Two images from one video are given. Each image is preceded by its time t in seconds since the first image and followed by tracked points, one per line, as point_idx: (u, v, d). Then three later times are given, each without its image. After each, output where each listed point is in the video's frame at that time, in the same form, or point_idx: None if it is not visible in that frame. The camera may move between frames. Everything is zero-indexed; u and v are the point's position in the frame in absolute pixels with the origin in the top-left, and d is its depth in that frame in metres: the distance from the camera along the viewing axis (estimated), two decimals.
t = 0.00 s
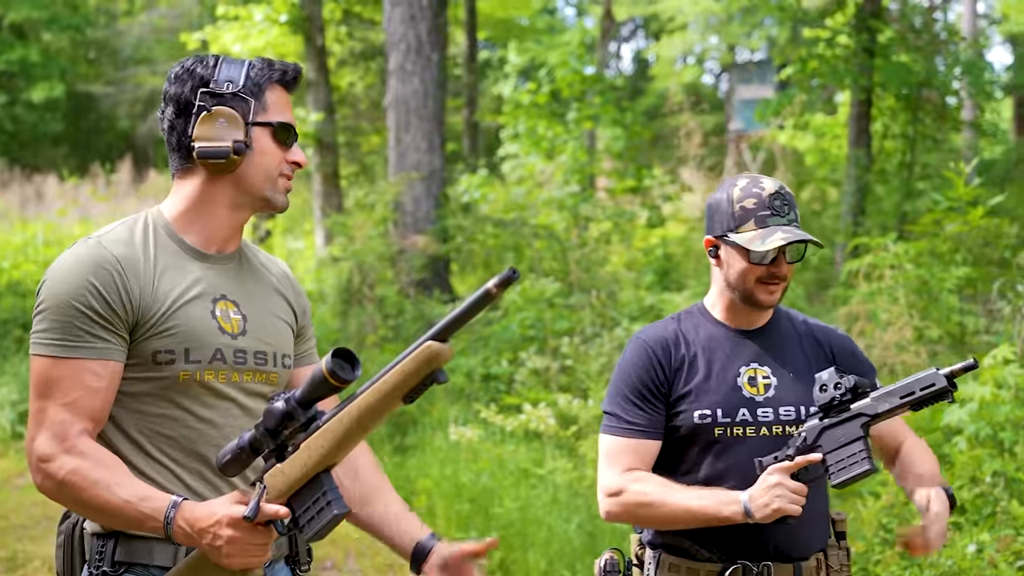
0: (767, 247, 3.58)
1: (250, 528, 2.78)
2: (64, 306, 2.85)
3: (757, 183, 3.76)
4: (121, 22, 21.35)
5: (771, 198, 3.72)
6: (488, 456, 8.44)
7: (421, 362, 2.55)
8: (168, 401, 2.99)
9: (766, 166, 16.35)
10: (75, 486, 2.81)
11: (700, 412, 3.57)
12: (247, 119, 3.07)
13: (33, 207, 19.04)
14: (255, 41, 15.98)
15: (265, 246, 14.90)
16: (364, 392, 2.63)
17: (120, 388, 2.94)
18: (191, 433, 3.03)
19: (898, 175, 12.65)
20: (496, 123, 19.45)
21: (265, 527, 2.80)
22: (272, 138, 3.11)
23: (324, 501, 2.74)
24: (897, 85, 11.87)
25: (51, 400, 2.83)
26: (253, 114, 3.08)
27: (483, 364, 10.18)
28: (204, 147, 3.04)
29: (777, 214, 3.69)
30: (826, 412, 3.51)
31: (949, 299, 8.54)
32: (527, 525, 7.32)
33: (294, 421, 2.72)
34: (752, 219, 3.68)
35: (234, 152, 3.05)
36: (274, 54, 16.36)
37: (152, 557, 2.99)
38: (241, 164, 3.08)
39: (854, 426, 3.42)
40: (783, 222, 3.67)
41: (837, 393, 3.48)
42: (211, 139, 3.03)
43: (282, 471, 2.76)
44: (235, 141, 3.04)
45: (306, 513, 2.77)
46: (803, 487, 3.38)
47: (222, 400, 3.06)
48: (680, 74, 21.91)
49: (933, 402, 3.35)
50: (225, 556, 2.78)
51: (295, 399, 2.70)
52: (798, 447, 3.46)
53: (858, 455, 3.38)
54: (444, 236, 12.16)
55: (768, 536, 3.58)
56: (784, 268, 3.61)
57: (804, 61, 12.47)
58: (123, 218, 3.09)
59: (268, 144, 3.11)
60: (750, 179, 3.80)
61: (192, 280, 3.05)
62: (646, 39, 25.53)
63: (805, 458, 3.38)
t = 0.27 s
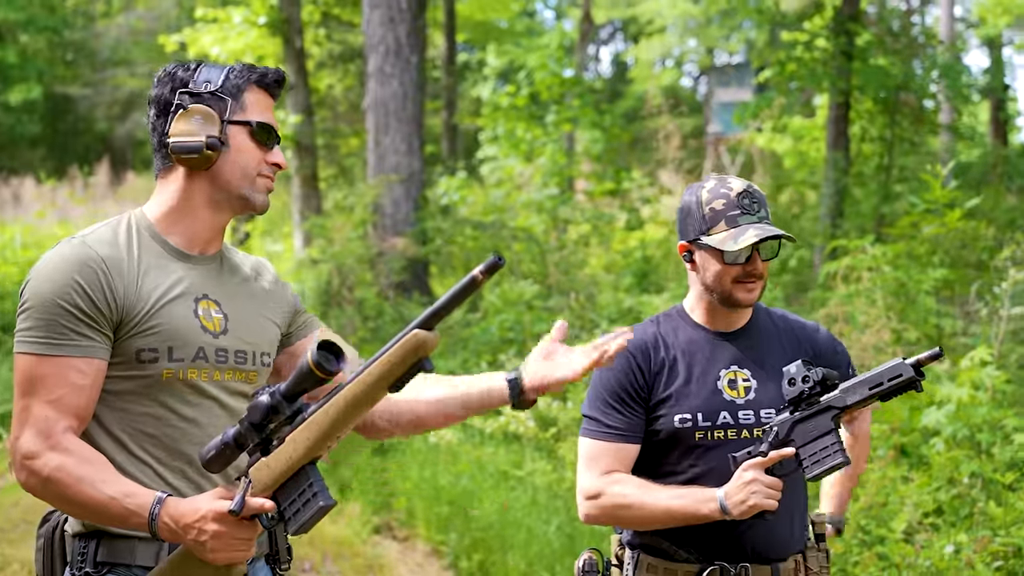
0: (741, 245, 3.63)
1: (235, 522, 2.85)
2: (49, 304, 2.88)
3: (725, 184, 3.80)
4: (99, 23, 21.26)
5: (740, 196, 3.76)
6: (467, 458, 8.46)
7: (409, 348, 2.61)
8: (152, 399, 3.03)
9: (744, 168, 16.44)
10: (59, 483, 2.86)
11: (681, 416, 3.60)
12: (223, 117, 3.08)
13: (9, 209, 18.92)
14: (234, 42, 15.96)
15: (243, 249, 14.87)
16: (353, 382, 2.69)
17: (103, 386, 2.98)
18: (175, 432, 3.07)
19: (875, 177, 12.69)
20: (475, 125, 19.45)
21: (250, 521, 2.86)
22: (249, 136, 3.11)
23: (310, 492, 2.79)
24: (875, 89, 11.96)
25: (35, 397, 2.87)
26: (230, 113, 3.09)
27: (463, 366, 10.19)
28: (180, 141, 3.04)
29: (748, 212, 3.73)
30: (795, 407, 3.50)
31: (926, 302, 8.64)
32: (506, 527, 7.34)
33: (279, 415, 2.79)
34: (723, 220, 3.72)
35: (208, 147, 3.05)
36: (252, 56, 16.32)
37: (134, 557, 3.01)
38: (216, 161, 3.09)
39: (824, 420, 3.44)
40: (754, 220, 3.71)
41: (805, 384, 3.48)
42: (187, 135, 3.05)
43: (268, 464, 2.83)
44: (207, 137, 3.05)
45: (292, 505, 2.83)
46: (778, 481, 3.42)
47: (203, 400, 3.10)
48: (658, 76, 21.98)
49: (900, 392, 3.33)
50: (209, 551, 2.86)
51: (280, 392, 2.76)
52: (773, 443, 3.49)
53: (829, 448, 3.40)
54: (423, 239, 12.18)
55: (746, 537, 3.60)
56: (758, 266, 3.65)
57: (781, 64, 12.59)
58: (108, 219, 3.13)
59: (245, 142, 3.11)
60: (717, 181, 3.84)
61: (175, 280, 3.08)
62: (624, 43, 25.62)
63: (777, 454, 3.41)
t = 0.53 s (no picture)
0: (743, 239, 3.68)
1: (232, 524, 2.85)
2: (51, 310, 2.95)
3: (721, 183, 3.86)
4: (86, 26, 21.23)
5: (738, 194, 3.83)
6: (457, 460, 8.48)
7: (396, 352, 2.63)
8: (152, 404, 3.10)
9: (731, 172, 16.49)
10: (59, 486, 2.89)
11: (685, 420, 3.61)
12: (223, 128, 3.20)
13: None
14: (222, 44, 15.97)
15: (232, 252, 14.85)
16: (344, 384, 2.73)
17: (104, 390, 3.05)
18: (174, 436, 3.14)
19: (863, 180, 12.68)
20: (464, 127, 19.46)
21: (247, 523, 2.88)
22: (248, 147, 3.25)
23: (306, 494, 2.82)
24: (863, 92, 12.02)
25: (36, 402, 2.92)
26: (229, 124, 3.22)
27: (453, 369, 10.21)
28: (181, 154, 3.16)
29: (746, 210, 3.79)
30: (801, 414, 3.52)
31: (916, 305, 8.68)
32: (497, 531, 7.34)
33: (276, 416, 2.84)
34: (722, 217, 3.77)
35: (209, 160, 3.17)
36: (241, 59, 16.31)
37: (137, 561, 3.09)
38: (217, 172, 3.21)
39: (828, 428, 3.51)
40: (752, 217, 3.77)
41: (813, 392, 3.49)
42: (188, 148, 3.16)
43: (264, 467, 2.85)
44: (210, 149, 3.17)
45: (289, 507, 2.86)
46: (781, 486, 3.44)
47: (203, 404, 3.18)
48: (646, 79, 22.03)
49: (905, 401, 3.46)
50: (208, 554, 2.86)
51: (276, 394, 2.82)
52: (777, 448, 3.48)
53: (834, 455, 3.48)
54: (412, 242, 12.19)
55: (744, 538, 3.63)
56: (758, 262, 3.70)
57: (770, 66, 12.62)
58: (108, 228, 3.22)
59: (244, 152, 3.24)
60: (713, 182, 3.90)
61: (174, 287, 3.17)
62: (611, 46, 25.68)
63: (781, 458, 3.43)
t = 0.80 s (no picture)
0: (744, 237, 3.69)
1: (238, 520, 2.89)
2: (64, 304, 2.97)
3: (722, 181, 3.87)
4: (80, 26, 21.23)
5: (738, 193, 3.83)
6: (454, 460, 8.50)
7: (401, 345, 2.64)
8: (163, 400, 3.13)
9: (726, 172, 16.54)
10: (68, 478, 2.91)
11: (694, 418, 3.64)
12: (234, 127, 3.22)
13: None
14: (217, 45, 16.00)
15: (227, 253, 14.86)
16: (346, 380, 2.74)
17: (115, 385, 3.07)
18: (184, 433, 3.16)
19: (858, 181, 12.73)
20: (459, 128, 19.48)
21: (253, 519, 2.91)
22: (259, 147, 3.26)
23: (309, 489, 2.85)
24: (858, 93, 12.08)
25: (48, 394, 2.94)
26: (240, 123, 3.24)
27: (450, 368, 10.24)
28: (191, 151, 3.18)
29: (746, 208, 3.80)
30: (811, 415, 3.52)
31: (912, 305, 8.73)
32: (494, 531, 7.36)
33: (280, 412, 2.86)
34: (723, 215, 3.77)
35: (218, 157, 3.19)
36: (236, 59, 16.31)
37: (146, 556, 3.11)
38: (226, 170, 3.23)
39: (841, 429, 3.52)
40: (752, 215, 3.78)
41: (824, 394, 3.50)
42: (197, 145, 3.18)
43: (269, 462, 2.89)
44: (219, 147, 3.19)
45: (293, 503, 2.88)
46: (790, 487, 3.47)
47: (213, 402, 3.21)
48: (640, 79, 22.08)
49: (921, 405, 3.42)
50: (213, 548, 2.89)
51: (280, 390, 2.83)
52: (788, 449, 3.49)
53: (846, 456, 3.49)
54: (408, 242, 12.22)
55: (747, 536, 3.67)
56: (758, 260, 3.71)
57: (764, 67, 12.66)
58: (119, 225, 3.24)
59: (256, 152, 3.26)
60: (713, 180, 3.90)
61: (185, 284, 3.20)
62: (606, 46, 25.72)
63: (793, 459, 3.45)
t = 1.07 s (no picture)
0: (742, 242, 3.70)
1: (245, 517, 2.90)
2: (69, 305, 2.97)
3: (719, 184, 3.88)
4: (77, 26, 21.21)
5: (735, 196, 3.84)
6: (454, 460, 8.51)
7: (408, 341, 2.65)
8: (168, 400, 3.14)
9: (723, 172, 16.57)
10: (73, 478, 2.92)
11: (696, 419, 3.66)
12: (244, 131, 3.24)
13: None
14: (215, 45, 16.01)
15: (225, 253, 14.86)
16: (355, 375, 2.76)
17: (119, 385, 3.08)
18: (189, 433, 3.17)
19: (857, 181, 12.76)
20: (456, 127, 19.48)
21: (260, 516, 2.92)
22: (268, 151, 3.29)
23: (317, 485, 2.84)
24: (857, 93, 12.10)
25: (52, 395, 2.95)
26: (250, 126, 3.26)
27: (449, 368, 10.27)
28: (204, 155, 3.19)
29: (743, 211, 3.81)
30: (815, 418, 3.55)
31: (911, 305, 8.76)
32: (494, 530, 7.37)
33: (288, 409, 2.87)
34: (721, 219, 3.78)
35: (232, 162, 3.21)
36: (234, 59, 16.29)
37: (151, 555, 3.12)
38: (236, 174, 3.24)
39: (844, 432, 3.53)
40: (750, 218, 3.79)
41: (829, 397, 3.52)
42: (210, 149, 3.19)
43: (277, 459, 2.90)
44: (232, 151, 3.21)
45: (300, 499, 2.88)
46: (792, 489, 3.49)
47: (217, 401, 3.22)
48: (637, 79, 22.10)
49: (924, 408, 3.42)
50: (221, 545, 2.89)
51: (289, 387, 2.85)
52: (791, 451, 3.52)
53: (849, 459, 3.51)
54: (406, 242, 12.24)
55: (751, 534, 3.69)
56: (756, 263, 3.73)
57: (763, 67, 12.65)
58: (123, 226, 3.24)
59: (264, 156, 3.28)
60: (711, 183, 3.91)
61: (189, 284, 3.21)
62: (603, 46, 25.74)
63: (795, 462, 3.47)
